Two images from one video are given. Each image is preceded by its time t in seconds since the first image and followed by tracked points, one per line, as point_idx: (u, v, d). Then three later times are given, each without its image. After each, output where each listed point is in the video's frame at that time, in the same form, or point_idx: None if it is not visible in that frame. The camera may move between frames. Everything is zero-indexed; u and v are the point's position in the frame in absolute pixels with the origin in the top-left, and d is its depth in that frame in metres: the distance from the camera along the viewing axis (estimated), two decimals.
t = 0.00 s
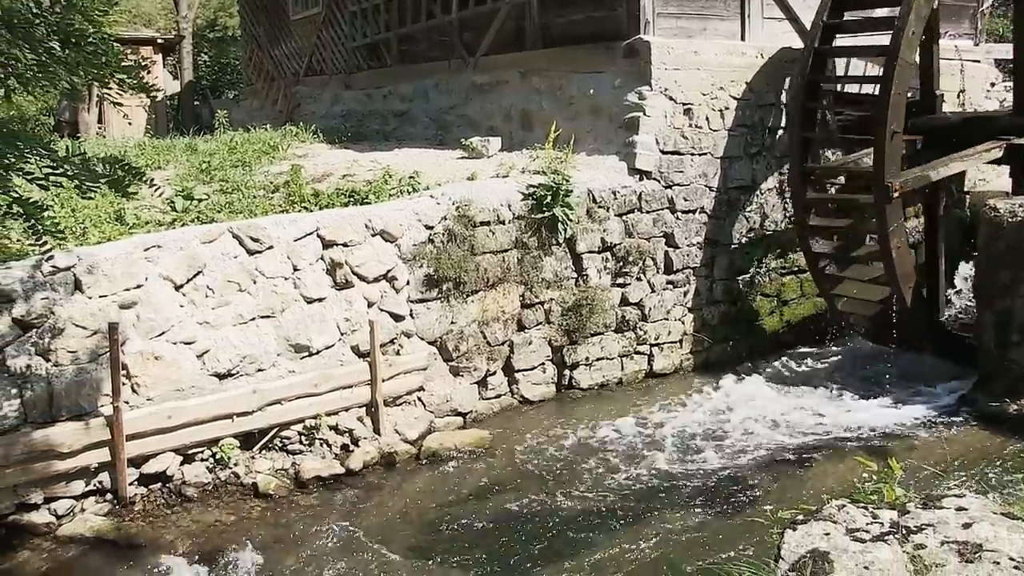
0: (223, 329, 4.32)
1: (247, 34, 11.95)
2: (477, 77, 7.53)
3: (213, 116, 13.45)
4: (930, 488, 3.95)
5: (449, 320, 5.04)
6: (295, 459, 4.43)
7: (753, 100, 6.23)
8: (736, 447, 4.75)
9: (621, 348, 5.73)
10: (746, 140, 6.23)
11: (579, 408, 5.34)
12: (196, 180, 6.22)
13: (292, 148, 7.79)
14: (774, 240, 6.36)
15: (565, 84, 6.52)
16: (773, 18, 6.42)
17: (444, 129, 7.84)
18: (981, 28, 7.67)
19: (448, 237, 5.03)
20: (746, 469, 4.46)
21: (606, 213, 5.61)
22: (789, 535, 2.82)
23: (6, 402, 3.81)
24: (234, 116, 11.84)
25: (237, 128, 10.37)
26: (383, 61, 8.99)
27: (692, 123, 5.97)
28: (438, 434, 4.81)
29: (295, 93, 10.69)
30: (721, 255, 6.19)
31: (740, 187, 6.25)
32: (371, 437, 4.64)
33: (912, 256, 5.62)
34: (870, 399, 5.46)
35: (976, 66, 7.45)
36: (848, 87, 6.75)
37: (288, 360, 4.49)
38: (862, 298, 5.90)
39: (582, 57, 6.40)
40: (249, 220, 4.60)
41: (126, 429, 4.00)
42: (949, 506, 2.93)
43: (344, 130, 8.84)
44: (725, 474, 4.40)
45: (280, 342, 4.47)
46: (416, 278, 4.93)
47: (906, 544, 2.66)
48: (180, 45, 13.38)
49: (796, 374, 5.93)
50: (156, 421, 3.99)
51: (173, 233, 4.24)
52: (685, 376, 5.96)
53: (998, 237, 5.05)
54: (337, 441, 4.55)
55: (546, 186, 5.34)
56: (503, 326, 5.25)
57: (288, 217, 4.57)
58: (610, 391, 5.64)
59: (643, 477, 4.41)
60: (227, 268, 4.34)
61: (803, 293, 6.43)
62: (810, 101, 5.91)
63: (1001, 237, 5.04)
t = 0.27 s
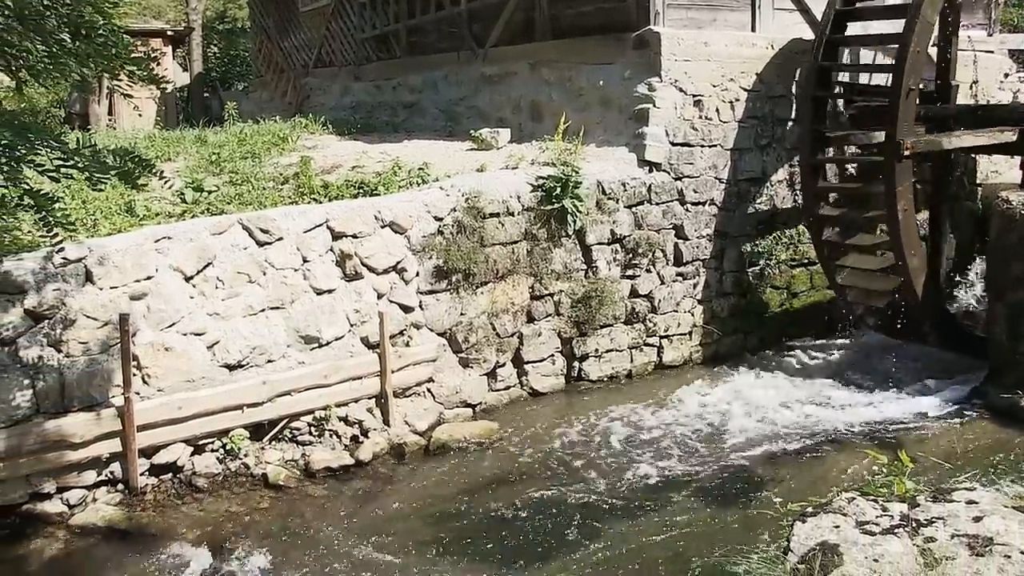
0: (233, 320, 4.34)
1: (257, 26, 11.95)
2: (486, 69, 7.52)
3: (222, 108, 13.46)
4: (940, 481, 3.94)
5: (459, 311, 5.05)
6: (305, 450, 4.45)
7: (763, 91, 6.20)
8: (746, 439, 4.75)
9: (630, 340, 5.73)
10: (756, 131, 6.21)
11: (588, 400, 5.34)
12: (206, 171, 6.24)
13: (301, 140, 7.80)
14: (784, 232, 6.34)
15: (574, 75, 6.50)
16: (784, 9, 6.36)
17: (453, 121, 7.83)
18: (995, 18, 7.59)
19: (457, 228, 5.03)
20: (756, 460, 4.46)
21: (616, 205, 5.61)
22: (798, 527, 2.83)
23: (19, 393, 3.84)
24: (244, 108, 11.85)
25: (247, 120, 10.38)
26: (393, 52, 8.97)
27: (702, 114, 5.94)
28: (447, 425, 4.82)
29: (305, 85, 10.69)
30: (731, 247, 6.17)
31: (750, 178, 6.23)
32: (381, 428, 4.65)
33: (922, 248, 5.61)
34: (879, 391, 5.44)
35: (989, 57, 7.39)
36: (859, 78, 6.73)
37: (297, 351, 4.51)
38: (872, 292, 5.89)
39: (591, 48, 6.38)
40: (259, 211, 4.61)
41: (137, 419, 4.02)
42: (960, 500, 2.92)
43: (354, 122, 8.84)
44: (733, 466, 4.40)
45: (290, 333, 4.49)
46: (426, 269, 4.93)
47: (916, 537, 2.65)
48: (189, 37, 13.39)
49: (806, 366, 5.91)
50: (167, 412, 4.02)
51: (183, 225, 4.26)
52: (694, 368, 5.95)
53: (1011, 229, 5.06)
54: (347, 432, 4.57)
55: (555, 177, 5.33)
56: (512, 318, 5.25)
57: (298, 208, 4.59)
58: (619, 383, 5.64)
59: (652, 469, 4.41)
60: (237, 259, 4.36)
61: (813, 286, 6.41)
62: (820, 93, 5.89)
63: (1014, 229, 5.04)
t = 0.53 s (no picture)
0: (245, 310, 4.37)
1: (268, 16, 11.94)
2: (497, 59, 7.51)
3: (234, 98, 13.47)
4: (953, 473, 3.93)
5: (470, 301, 5.06)
6: (316, 439, 4.48)
7: (776, 81, 6.16)
8: (757, 430, 4.75)
9: (641, 331, 5.72)
10: (768, 121, 6.18)
11: (599, 390, 5.35)
12: (218, 161, 6.26)
13: (313, 129, 7.80)
14: (796, 223, 6.31)
15: (586, 65, 6.47)
16: None
17: (465, 111, 7.82)
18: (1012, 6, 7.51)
19: (469, 218, 5.03)
20: (766, 451, 4.46)
21: (627, 195, 5.59)
22: (809, 518, 2.84)
23: (33, 381, 3.86)
24: (255, 98, 11.86)
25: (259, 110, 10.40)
26: (404, 42, 8.96)
27: (714, 104, 5.92)
28: (458, 415, 4.84)
29: (316, 74, 10.69)
30: (742, 237, 6.15)
31: (762, 169, 6.20)
32: (392, 418, 4.68)
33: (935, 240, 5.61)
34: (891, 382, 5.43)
35: (1005, 46, 7.31)
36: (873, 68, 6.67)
37: (309, 341, 4.53)
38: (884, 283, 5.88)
39: (603, 37, 6.36)
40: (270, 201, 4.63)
41: (149, 408, 4.05)
42: (972, 492, 2.91)
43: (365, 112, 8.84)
44: (744, 456, 4.41)
45: (301, 323, 4.51)
46: (437, 259, 4.94)
47: (927, 529, 2.65)
48: (200, 27, 13.39)
49: (817, 357, 5.90)
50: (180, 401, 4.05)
51: (195, 214, 4.28)
52: (705, 359, 5.94)
53: None
54: (358, 422, 4.59)
55: (567, 168, 5.32)
56: (523, 308, 5.26)
57: (309, 198, 4.60)
58: (630, 373, 5.64)
59: (662, 460, 4.41)
60: (248, 248, 4.38)
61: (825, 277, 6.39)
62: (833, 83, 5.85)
63: None
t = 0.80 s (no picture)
0: (256, 299, 4.39)
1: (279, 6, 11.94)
2: (509, 48, 7.49)
3: (245, 88, 13.49)
4: (965, 465, 3.92)
5: (481, 291, 5.06)
6: (327, 428, 4.50)
7: (788, 70, 6.12)
8: (768, 420, 4.74)
9: (652, 321, 5.72)
10: (780, 111, 6.14)
11: (610, 380, 5.36)
12: (229, 151, 6.28)
13: (324, 119, 7.81)
14: (808, 213, 6.28)
15: (598, 54, 6.45)
16: None
17: (476, 100, 7.81)
18: None
19: (480, 208, 5.03)
20: (777, 441, 4.46)
21: (638, 185, 5.58)
22: (820, 509, 2.83)
23: (46, 370, 3.89)
24: (267, 87, 11.86)
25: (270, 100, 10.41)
26: (415, 31, 8.94)
27: (725, 94, 5.89)
28: (468, 405, 4.86)
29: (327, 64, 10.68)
30: (754, 228, 6.13)
31: (774, 159, 6.17)
32: (403, 407, 4.70)
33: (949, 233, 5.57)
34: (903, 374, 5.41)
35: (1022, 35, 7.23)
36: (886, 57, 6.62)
37: (320, 331, 4.54)
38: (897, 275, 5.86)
39: (614, 27, 6.33)
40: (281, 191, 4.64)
41: (161, 397, 4.08)
42: (985, 484, 2.89)
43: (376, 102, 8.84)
44: (754, 447, 4.40)
45: (312, 312, 4.52)
46: (448, 249, 4.95)
47: (939, 521, 2.64)
48: (212, 17, 13.40)
49: (829, 348, 5.88)
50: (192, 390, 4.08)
51: (206, 204, 4.29)
52: (716, 349, 5.93)
53: None
54: (369, 411, 4.61)
55: (578, 157, 5.31)
56: (534, 298, 5.26)
57: (320, 188, 4.61)
58: (641, 363, 5.65)
59: (672, 450, 4.42)
60: (260, 238, 4.39)
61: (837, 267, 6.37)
62: (846, 74, 5.81)
63: None
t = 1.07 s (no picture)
0: (265, 288, 4.40)
1: None
2: (518, 36, 7.46)
3: (253, 76, 13.47)
4: (974, 454, 3.91)
5: (490, 280, 5.07)
6: (337, 417, 4.52)
7: (798, 59, 6.09)
8: (776, 409, 4.74)
9: (661, 310, 5.71)
10: (791, 100, 6.11)
11: (619, 369, 5.36)
12: (238, 139, 6.29)
13: (333, 108, 7.80)
14: (818, 202, 6.26)
15: (607, 42, 6.42)
16: None
17: (485, 89, 7.78)
18: None
19: (489, 196, 5.03)
20: (786, 430, 4.46)
21: (648, 173, 5.56)
22: (829, 498, 2.83)
23: (57, 358, 3.92)
24: (275, 76, 11.85)
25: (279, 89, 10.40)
26: (424, 19, 8.91)
27: (735, 82, 5.86)
28: (477, 393, 4.88)
29: (335, 53, 10.66)
30: (764, 217, 6.11)
31: (784, 148, 6.14)
32: (412, 395, 4.71)
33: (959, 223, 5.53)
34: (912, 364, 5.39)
35: None
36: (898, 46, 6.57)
37: (329, 319, 4.56)
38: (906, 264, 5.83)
39: (624, 15, 6.30)
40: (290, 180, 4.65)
41: (172, 385, 4.11)
42: (995, 473, 2.89)
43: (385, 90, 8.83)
44: (762, 436, 4.40)
45: (321, 301, 4.54)
46: (457, 237, 4.95)
47: (947, 510, 2.64)
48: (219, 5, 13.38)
49: (838, 338, 5.87)
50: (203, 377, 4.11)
51: (216, 193, 4.31)
52: (725, 338, 5.93)
53: None
54: (378, 399, 4.63)
55: (587, 146, 5.30)
56: (543, 286, 5.26)
57: (329, 176, 4.62)
58: (650, 352, 5.65)
59: (681, 439, 4.42)
60: (269, 226, 4.41)
61: (846, 257, 6.34)
62: (857, 62, 5.78)
63: None
